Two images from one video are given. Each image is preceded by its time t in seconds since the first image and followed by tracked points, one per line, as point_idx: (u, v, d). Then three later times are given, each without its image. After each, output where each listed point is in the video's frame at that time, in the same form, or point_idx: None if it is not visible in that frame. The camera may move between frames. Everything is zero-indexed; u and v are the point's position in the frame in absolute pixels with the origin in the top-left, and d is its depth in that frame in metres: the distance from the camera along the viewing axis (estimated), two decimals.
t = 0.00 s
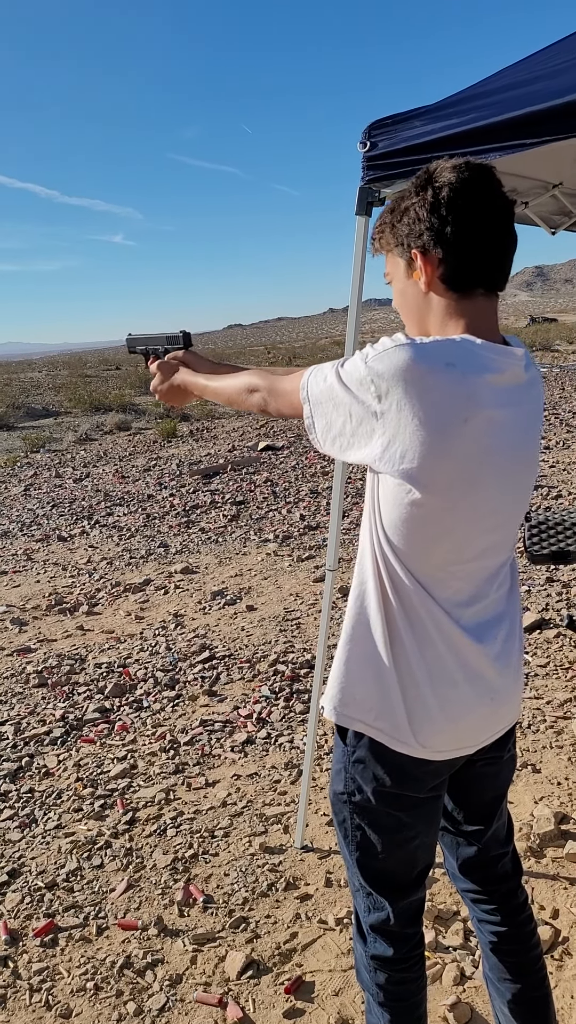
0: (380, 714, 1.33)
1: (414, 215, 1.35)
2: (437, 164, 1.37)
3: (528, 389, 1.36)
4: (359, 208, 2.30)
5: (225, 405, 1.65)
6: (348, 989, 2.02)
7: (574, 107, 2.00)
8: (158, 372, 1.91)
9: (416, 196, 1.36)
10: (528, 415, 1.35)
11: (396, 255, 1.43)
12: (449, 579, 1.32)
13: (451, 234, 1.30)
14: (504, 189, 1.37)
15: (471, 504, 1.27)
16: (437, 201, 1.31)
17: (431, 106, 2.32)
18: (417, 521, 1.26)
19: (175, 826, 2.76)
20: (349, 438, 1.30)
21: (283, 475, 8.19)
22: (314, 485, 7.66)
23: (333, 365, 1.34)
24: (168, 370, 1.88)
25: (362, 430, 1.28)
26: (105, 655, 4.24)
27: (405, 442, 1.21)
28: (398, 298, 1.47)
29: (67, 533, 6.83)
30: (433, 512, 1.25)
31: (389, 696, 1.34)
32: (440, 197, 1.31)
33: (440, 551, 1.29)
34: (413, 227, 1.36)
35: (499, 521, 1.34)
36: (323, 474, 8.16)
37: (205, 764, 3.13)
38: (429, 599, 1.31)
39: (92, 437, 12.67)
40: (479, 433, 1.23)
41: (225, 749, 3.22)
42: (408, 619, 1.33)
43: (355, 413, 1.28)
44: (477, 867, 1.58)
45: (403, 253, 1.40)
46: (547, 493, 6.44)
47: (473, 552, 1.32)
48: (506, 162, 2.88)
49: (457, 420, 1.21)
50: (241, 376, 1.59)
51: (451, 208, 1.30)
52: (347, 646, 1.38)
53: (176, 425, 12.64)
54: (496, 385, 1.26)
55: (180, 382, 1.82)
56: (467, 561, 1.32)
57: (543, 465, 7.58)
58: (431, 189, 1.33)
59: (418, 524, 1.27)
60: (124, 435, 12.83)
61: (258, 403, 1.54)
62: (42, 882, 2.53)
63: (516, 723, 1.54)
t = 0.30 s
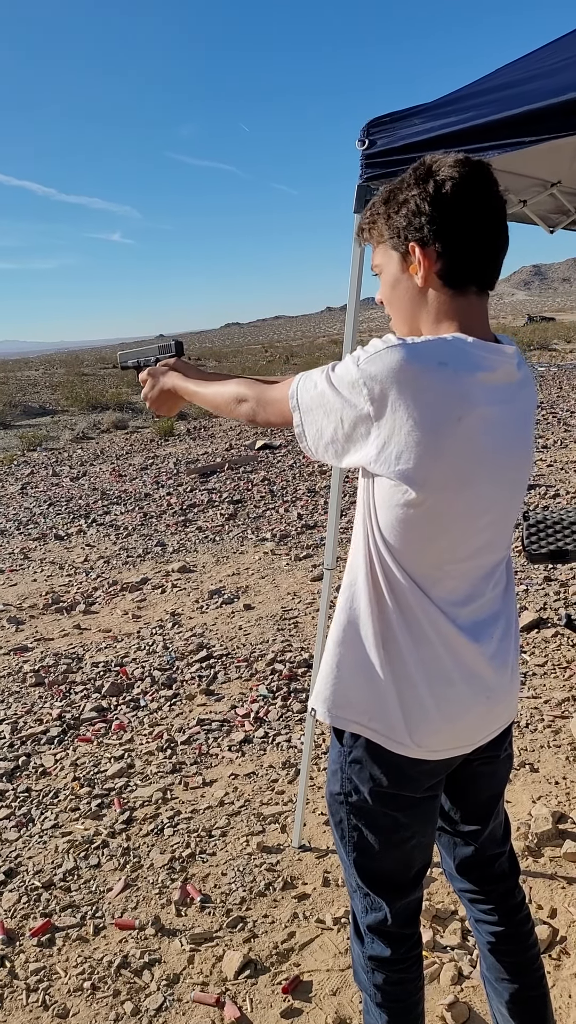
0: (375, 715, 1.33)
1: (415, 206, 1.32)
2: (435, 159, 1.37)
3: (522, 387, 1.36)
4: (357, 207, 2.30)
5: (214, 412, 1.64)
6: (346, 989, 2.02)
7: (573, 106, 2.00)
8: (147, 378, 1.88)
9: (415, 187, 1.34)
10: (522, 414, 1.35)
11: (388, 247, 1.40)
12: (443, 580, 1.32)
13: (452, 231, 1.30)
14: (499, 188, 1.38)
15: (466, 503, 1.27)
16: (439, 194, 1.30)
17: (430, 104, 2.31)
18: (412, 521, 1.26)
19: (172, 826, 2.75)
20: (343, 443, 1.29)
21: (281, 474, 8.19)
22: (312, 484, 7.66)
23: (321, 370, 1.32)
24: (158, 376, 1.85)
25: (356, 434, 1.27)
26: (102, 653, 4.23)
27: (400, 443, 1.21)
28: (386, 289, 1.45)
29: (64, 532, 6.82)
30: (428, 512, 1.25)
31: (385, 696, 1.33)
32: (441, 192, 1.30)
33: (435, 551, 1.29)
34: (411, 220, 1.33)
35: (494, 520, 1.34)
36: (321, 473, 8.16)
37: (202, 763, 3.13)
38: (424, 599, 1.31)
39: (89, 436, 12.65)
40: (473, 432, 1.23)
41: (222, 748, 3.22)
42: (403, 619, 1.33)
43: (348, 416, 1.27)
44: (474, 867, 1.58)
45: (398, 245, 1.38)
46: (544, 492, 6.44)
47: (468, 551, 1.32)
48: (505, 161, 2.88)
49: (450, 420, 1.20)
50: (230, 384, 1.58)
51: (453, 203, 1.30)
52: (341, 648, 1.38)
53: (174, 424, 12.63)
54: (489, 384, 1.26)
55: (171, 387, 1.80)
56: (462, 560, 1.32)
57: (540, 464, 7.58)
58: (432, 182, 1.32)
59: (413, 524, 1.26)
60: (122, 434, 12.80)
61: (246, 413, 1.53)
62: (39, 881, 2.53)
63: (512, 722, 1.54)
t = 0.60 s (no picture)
0: (374, 716, 1.33)
1: (406, 207, 1.32)
2: (433, 158, 1.37)
3: (519, 386, 1.36)
4: (358, 205, 2.30)
5: (209, 414, 1.64)
6: (345, 989, 2.02)
7: (572, 105, 2.00)
8: (142, 380, 1.89)
9: (406, 187, 1.34)
10: (519, 413, 1.35)
11: (383, 248, 1.41)
12: (441, 580, 1.32)
13: (443, 230, 1.29)
14: (493, 185, 1.37)
15: (465, 502, 1.27)
16: (430, 194, 1.30)
17: (429, 104, 2.31)
18: (410, 522, 1.26)
19: (171, 825, 2.75)
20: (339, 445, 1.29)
21: (280, 473, 8.19)
22: (311, 483, 7.66)
23: (317, 372, 1.32)
24: (153, 378, 1.86)
25: (352, 435, 1.27)
26: (101, 653, 4.23)
27: (397, 444, 1.21)
28: (383, 291, 1.45)
29: (63, 532, 6.81)
30: (426, 513, 1.25)
31: (383, 697, 1.33)
32: (432, 190, 1.30)
33: (434, 551, 1.29)
34: (402, 220, 1.33)
35: (491, 520, 1.34)
36: (320, 473, 8.16)
37: (201, 763, 3.13)
38: (423, 599, 1.31)
39: (87, 435, 12.63)
40: (470, 432, 1.23)
41: (221, 748, 3.22)
42: (402, 620, 1.33)
43: (344, 417, 1.27)
44: (474, 868, 1.58)
45: (391, 245, 1.38)
46: (544, 491, 6.44)
47: (467, 550, 1.32)
48: (504, 161, 2.88)
49: (447, 420, 1.20)
50: (226, 386, 1.58)
51: (443, 202, 1.29)
52: (339, 649, 1.38)
53: (172, 423, 12.61)
54: (485, 384, 1.25)
55: (167, 387, 1.80)
56: (461, 560, 1.32)
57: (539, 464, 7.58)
58: (423, 181, 1.31)
59: (411, 525, 1.26)
60: (121, 433, 12.79)
61: (242, 415, 1.53)
62: (38, 881, 2.53)
63: (511, 721, 1.54)
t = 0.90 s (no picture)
0: (372, 717, 1.33)
1: (402, 208, 1.34)
2: (432, 158, 1.36)
3: (517, 386, 1.36)
4: (358, 204, 2.28)
5: (208, 414, 1.64)
6: (344, 989, 2.02)
7: (572, 105, 2.00)
8: (141, 380, 1.89)
9: (404, 188, 1.35)
10: (518, 413, 1.35)
11: (384, 249, 1.42)
12: (440, 579, 1.32)
13: (437, 229, 1.29)
14: (495, 185, 1.36)
15: (464, 502, 1.26)
16: (424, 194, 1.30)
17: (428, 103, 2.31)
18: (408, 522, 1.26)
19: (170, 826, 2.75)
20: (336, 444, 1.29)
21: (279, 473, 8.18)
22: (310, 483, 7.65)
23: (314, 372, 1.32)
24: (152, 379, 1.86)
25: (349, 435, 1.27)
26: (100, 653, 4.22)
27: (395, 443, 1.20)
28: (384, 293, 1.46)
29: (62, 532, 6.80)
30: (425, 513, 1.25)
31: (382, 698, 1.33)
32: (427, 190, 1.30)
33: (432, 551, 1.29)
34: (399, 221, 1.34)
35: (490, 520, 1.34)
36: (319, 473, 8.15)
37: (200, 763, 3.13)
38: (422, 600, 1.30)
39: (86, 435, 12.62)
40: (469, 431, 1.23)
41: (220, 748, 3.22)
42: (400, 620, 1.32)
43: (342, 417, 1.27)
44: (473, 869, 1.58)
45: (390, 246, 1.39)
46: (543, 491, 6.44)
47: (466, 550, 1.32)
48: (504, 161, 2.88)
49: (445, 420, 1.20)
50: (224, 386, 1.57)
51: (437, 202, 1.29)
52: (338, 650, 1.38)
53: (171, 423, 12.59)
54: (483, 384, 1.25)
55: (165, 388, 1.80)
56: (460, 559, 1.32)
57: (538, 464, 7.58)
58: (419, 182, 1.32)
59: (409, 525, 1.26)
60: (120, 433, 12.79)
61: (240, 415, 1.52)
62: (37, 881, 2.52)
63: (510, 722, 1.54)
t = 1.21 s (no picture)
0: (372, 715, 1.33)
1: (408, 206, 1.32)
2: (433, 158, 1.36)
3: (517, 385, 1.36)
4: (357, 203, 2.29)
5: (208, 402, 1.62)
6: (343, 989, 2.02)
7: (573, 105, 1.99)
8: (141, 366, 1.87)
9: (408, 186, 1.34)
10: (517, 412, 1.35)
11: (384, 246, 1.40)
12: (439, 579, 1.32)
13: (443, 230, 1.29)
14: (495, 186, 1.37)
15: (463, 502, 1.26)
16: (431, 193, 1.29)
17: (429, 102, 2.30)
18: (408, 521, 1.26)
19: (169, 825, 2.75)
20: (336, 439, 1.29)
21: (278, 473, 8.18)
22: (309, 483, 7.65)
23: (316, 366, 1.32)
24: (152, 364, 1.85)
25: (349, 431, 1.27)
26: (99, 653, 4.22)
27: (395, 440, 1.20)
28: (382, 290, 1.45)
29: (61, 531, 6.79)
30: (424, 512, 1.25)
31: (381, 696, 1.33)
32: (434, 189, 1.30)
33: (431, 551, 1.29)
34: (404, 218, 1.33)
35: (490, 519, 1.34)
36: (318, 472, 8.15)
37: (199, 762, 3.13)
38: (421, 598, 1.30)
39: (85, 434, 12.61)
40: (469, 431, 1.23)
41: (219, 747, 3.22)
42: (400, 619, 1.32)
43: (342, 413, 1.27)
44: (471, 869, 1.58)
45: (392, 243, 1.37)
46: (542, 491, 6.44)
47: (465, 549, 1.32)
48: (503, 161, 2.87)
49: (446, 418, 1.20)
50: (225, 374, 1.56)
51: (444, 202, 1.29)
52: (337, 648, 1.38)
53: (170, 423, 12.58)
54: (483, 383, 1.25)
55: (165, 375, 1.79)
56: (459, 559, 1.32)
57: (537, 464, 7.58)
58: (425, 180, 1.31)
59: (409, 524, 1.26)
60: (119, 432, 12.77)
61: (239, 403, 1.51)
62: (35, 881, 2.52)
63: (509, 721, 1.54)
